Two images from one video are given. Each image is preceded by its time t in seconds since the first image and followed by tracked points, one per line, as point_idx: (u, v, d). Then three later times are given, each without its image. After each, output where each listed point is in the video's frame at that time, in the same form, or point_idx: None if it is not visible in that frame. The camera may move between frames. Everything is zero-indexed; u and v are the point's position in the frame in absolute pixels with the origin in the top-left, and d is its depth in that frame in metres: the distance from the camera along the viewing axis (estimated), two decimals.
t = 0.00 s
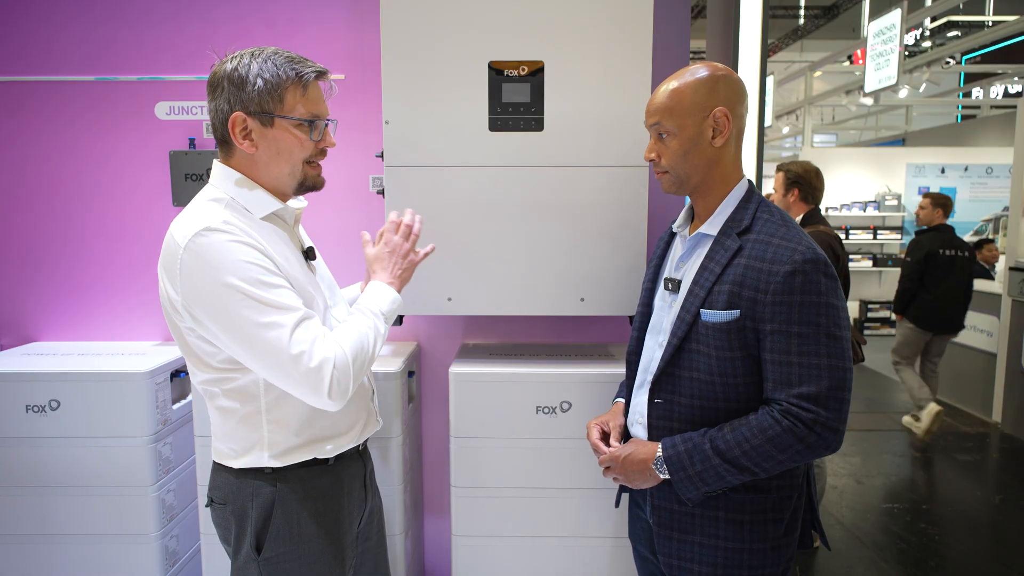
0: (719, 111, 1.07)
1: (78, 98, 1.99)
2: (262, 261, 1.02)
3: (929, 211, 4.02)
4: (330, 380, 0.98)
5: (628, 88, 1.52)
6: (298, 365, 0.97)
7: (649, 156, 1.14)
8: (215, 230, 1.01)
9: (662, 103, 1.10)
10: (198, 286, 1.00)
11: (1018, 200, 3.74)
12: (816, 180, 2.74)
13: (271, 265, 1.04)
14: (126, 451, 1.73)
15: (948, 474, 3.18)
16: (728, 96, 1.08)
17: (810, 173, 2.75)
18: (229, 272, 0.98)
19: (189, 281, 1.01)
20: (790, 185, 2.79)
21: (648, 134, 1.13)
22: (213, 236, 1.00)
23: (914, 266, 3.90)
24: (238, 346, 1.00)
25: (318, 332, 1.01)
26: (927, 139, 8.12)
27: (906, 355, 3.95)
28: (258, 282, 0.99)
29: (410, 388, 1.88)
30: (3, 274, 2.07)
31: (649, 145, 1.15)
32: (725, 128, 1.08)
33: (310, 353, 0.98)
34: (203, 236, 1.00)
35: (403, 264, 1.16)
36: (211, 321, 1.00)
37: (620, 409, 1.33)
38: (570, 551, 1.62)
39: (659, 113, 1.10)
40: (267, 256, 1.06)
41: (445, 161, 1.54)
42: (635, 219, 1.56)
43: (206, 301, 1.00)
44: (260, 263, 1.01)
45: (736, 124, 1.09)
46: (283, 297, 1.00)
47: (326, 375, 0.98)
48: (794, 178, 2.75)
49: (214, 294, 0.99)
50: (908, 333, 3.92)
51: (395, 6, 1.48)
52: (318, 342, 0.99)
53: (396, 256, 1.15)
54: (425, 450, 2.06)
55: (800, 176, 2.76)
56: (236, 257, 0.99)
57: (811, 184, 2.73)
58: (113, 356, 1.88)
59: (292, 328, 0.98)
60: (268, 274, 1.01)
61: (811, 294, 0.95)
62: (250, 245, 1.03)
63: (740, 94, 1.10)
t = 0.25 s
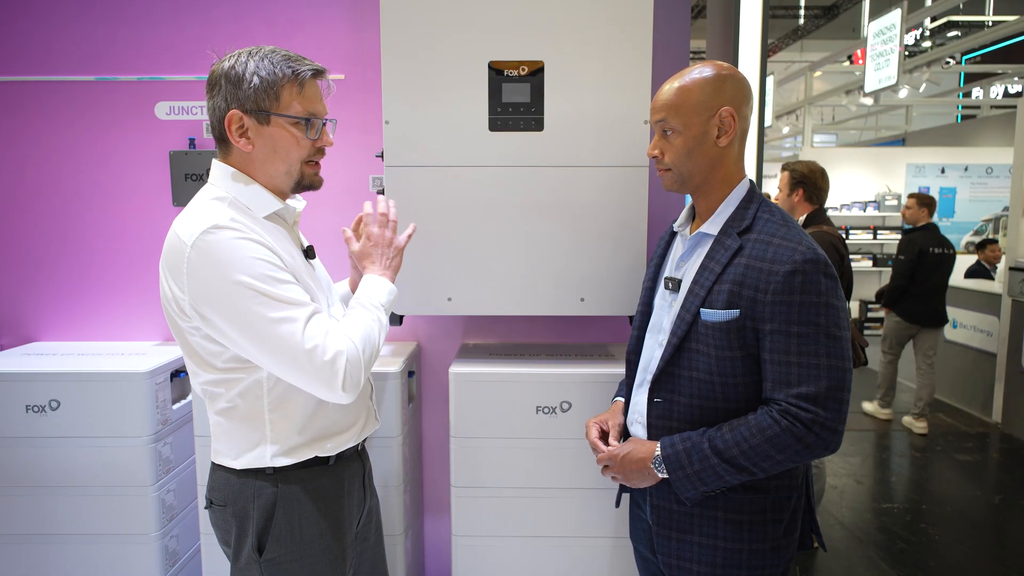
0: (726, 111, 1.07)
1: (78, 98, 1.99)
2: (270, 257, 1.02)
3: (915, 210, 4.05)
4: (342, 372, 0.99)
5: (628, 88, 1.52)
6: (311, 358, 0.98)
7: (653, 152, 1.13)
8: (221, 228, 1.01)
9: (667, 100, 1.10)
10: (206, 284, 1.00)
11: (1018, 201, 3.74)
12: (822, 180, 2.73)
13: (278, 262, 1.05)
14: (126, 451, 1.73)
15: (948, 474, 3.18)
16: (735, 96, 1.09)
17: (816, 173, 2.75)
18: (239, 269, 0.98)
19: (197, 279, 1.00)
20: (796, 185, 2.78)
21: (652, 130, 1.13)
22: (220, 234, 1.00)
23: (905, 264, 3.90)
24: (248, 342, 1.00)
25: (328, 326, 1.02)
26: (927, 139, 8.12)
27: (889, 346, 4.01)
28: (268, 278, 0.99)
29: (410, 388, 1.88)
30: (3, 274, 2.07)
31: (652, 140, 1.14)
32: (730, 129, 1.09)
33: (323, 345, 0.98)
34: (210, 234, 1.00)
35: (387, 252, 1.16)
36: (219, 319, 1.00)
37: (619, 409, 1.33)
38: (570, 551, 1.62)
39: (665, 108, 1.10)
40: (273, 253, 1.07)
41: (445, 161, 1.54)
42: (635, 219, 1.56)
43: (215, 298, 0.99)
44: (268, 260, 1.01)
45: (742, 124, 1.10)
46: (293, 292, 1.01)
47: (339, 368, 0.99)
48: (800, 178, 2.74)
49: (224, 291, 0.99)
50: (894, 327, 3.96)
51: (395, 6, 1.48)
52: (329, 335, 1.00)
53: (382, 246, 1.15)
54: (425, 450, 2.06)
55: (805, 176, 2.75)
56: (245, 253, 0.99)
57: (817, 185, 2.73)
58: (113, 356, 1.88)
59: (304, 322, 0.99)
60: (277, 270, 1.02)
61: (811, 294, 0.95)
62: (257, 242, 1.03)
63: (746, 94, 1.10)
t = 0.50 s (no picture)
0: (730, 110, 1.07)
1: (79, 98, 1.99)
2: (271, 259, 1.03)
3: (895, 213, 4.19)
4: (341, 375, 0.99)
5: (628, 88, 1.52)
6: (310, 361, 0.98)
7: (654, 149, 1.14)
8: (223, 229, 1.01)
9: (671, 98, 1.09)
10: (207, 284, 1.00)
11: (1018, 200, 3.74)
12: (824, 178, 2.75)
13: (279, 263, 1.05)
14: (126, 451, 1.73)
15: (948, 474, 3.18)
16: (738, 95, 1.09)
17: (817, 171, 2.76)
18: (240, 269, 0.99)
19: (198, 278, 1.01)
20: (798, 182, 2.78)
21: (655, 128, 1.13)
22: (222, 234, 1.01)
23: (889, 267, 4.00)
24: (247, 344, 1.00)
25: (328, 329, 1.02)
26: (927, 139, 8.12)
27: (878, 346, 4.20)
28: (269, 280, 0.99)
29: (410, 388, 1.88)
30: (3, 275, 2.07)
31: (655, 138, 1.14)
32: (734, 129, 1.09)
33: (323, 347, 0.99)
34: (212, 234, 1.00)
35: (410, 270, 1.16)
36: (219, 320, 1.00)
37: (620, 410, 1.33)
38: (571, 551, 1.62)
39: (668, 106, 1.09)
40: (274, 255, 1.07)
41: (445, 161, 1.54)
42: (635, 219, 1.56)
43: (215, 298, 0.99)
44: (269, 261, 1.01)
45: (746, 124, 1.10)
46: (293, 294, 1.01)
47: (338, 371, 0.99)
48: (802, 175, 2.75)
49: (225, 292, 0.99)
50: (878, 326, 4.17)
51: (395, 6, 1.48)
52: (329, 338, 1.00)
53: (404, 263, 1.15)
54: (425, 450, 2.06)
55: (808, 173, 2.76)
56: (247, 254, 1.00)
57: (818, 181, 2.73)
58: (113, 356, 1.88)
59: (305, 324, 0.99)
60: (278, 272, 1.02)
61: (814, 295, 0.96)
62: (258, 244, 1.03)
63: (750, 94, 1.10)
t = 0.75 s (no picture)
0: (735, 110, 1.08)
1: (79, 98, 1.99)
2: (264, 262, 1.02)
3: (877, 210, 4.44)
4: (328, 382, 0.99)
5: (628, 88, 1.52)
6: (298, 366, 0.98)
7: (658, 150, 1.13)
8: (218, 230, 1.01)
9: (676, 97, 1.09)
10: (200, 284, 1.00)
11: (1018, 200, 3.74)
12: (820, 176, 2.74)
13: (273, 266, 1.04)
14: (126, 451, 1.73)
15: (948, 474, 3.18)
16: (743, 95, 1.09)
17: (813, 170, 2.76)
18: (231, 272, 0.98)
19: (192, 279, 1.01)
20: (795, 182, 2.78)
21: (659, 128, 1.13)
22: (216, 236, 1.01)
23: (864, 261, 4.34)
24: (238, 346, 1.00)
25: (319, 335, 1.01)
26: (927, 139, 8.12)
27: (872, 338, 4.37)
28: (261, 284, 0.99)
29: (410, 388, 1.88)
30: (3, 275, 2.07)
31: (658, 138, 1.14)
32: (739, 129, 1.09)
33: (311, 353, 0.98)
34: (206, 236, 1.01)
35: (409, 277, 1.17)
36: (211, 321, 1.00)
37: (620, 412, 1.33)
38: (571, 551, 1.62)
39: (672, 106, 1.09)
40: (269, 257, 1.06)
41: (445, 161, 1.54)
42: (635, 219, 1.56)
43: (208, 299, 1.00)
44: (262, 264, 1.01)
45: (750, 124, 1.10)
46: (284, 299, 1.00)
47: (324, 378, 0.98)
48: (799, 174, 2.75)
49: (217, 293, 0.99)
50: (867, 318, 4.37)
51: (395, 6, 1.48)
52: (318, 345, 0.99)
53: (404, 269, 1.16)
54: (425, 450, 2.06)
55: (804, 172, 2.76)
56: (239, 257, 0.99)
57: (815, 180, 2.73)
58: (113, 356, 1.88)
59: (294, 329, 0.99)
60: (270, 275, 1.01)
61: (818, 296, 0.95)
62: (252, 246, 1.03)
63: (753, 94, 1.10)
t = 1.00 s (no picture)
0: (738, 110, 1.08)
1: (79, 98, 1.99)
2: (258, 262, 1.02)
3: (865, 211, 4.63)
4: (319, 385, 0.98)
5: (628, 88, 1.52)
6: (289, 368, 0.97)
7: (660, 149, 1.13)
8: (213, 231, 1.02)
9: (678, 96, 1.09)
10: (195, 285, 1.00)
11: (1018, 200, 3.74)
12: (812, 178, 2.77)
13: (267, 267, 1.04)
14: (126, 451, 1.73)
15: (948, 474, 3.18)
16: (746, 94, 1.09)
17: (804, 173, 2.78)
18: (225, 273, 0.99)
19: (186, 279, 1.01)
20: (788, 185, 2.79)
21: (661, 127, 1.13)
22: (211, 236, 1.01)
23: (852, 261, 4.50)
24: (231, 347, 1.00)
25: (311, 337, 1.00)
26: (927, 139, 8.12)
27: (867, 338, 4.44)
28: (253, 284, 0.99)
29: (410, 388, 1.88)
30: (3, 275, 2.07)
31: (660, 137, 1.14)
32: (742, 129, 1.09)
33: (302, 356, 0.98)
34: (201, 236, 1.01)
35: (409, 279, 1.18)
36: (206, 321, 1.01)
37: (620, 413, 1.33)
38: (570, 551, 1.62)
39: (674, 106, 1.09)
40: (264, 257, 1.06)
41: (445, 161, 1.54)
42: (635, 219, 1.57)
43: (202, 299, 1.00)
44: (256, 265, 1.01)
45: (753, 124, 1.10)
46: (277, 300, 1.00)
47: (315, 380, 0.98)
48: (791, 177, 2.76)
49: (210, 294, 0.99)
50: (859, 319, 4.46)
51: (395, 6, 1.48)
52: (309, 347, 0.99)
53: (403, 270, 1.16)
54: (425, 450, 2.06)
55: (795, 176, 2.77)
56: (232, 257, 0.99)
57: (808, 183, 2.75)
58: (113, 356, 1.88)
59: (286, 331, 0.98)
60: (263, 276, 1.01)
61: (820, 297, 0.95)
62: (247, 247, 1.03)
63: (756, 93, 1.10)
